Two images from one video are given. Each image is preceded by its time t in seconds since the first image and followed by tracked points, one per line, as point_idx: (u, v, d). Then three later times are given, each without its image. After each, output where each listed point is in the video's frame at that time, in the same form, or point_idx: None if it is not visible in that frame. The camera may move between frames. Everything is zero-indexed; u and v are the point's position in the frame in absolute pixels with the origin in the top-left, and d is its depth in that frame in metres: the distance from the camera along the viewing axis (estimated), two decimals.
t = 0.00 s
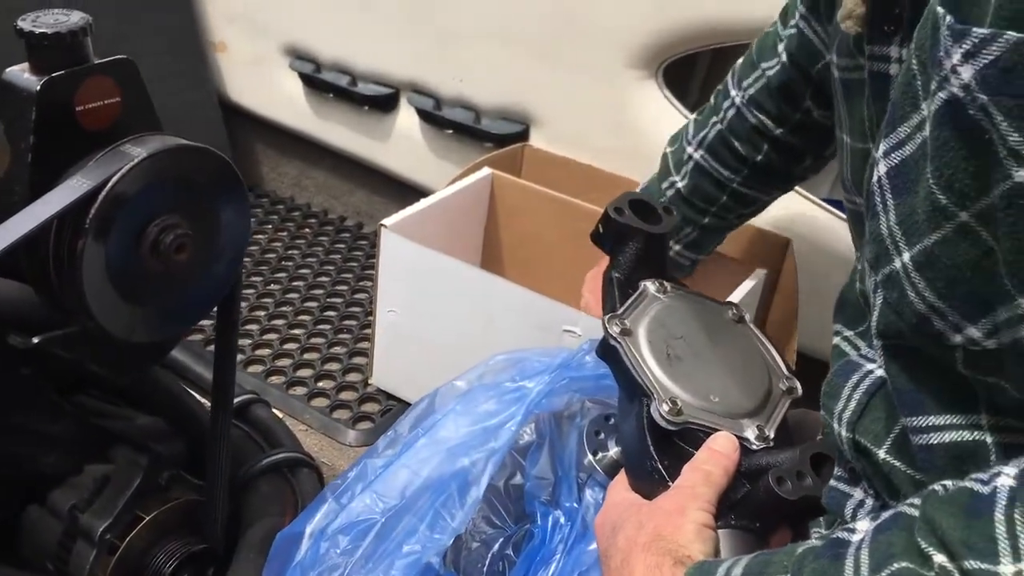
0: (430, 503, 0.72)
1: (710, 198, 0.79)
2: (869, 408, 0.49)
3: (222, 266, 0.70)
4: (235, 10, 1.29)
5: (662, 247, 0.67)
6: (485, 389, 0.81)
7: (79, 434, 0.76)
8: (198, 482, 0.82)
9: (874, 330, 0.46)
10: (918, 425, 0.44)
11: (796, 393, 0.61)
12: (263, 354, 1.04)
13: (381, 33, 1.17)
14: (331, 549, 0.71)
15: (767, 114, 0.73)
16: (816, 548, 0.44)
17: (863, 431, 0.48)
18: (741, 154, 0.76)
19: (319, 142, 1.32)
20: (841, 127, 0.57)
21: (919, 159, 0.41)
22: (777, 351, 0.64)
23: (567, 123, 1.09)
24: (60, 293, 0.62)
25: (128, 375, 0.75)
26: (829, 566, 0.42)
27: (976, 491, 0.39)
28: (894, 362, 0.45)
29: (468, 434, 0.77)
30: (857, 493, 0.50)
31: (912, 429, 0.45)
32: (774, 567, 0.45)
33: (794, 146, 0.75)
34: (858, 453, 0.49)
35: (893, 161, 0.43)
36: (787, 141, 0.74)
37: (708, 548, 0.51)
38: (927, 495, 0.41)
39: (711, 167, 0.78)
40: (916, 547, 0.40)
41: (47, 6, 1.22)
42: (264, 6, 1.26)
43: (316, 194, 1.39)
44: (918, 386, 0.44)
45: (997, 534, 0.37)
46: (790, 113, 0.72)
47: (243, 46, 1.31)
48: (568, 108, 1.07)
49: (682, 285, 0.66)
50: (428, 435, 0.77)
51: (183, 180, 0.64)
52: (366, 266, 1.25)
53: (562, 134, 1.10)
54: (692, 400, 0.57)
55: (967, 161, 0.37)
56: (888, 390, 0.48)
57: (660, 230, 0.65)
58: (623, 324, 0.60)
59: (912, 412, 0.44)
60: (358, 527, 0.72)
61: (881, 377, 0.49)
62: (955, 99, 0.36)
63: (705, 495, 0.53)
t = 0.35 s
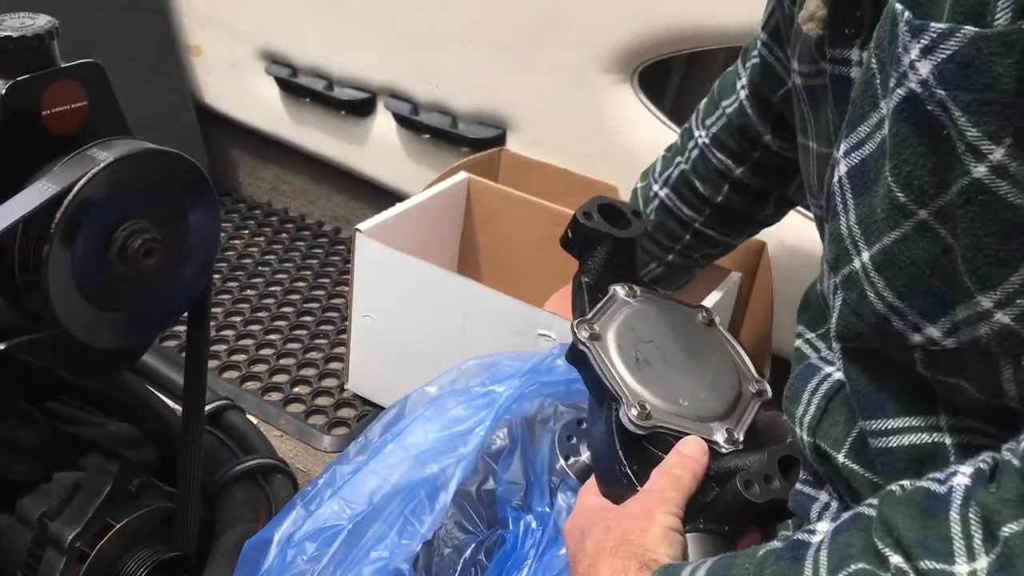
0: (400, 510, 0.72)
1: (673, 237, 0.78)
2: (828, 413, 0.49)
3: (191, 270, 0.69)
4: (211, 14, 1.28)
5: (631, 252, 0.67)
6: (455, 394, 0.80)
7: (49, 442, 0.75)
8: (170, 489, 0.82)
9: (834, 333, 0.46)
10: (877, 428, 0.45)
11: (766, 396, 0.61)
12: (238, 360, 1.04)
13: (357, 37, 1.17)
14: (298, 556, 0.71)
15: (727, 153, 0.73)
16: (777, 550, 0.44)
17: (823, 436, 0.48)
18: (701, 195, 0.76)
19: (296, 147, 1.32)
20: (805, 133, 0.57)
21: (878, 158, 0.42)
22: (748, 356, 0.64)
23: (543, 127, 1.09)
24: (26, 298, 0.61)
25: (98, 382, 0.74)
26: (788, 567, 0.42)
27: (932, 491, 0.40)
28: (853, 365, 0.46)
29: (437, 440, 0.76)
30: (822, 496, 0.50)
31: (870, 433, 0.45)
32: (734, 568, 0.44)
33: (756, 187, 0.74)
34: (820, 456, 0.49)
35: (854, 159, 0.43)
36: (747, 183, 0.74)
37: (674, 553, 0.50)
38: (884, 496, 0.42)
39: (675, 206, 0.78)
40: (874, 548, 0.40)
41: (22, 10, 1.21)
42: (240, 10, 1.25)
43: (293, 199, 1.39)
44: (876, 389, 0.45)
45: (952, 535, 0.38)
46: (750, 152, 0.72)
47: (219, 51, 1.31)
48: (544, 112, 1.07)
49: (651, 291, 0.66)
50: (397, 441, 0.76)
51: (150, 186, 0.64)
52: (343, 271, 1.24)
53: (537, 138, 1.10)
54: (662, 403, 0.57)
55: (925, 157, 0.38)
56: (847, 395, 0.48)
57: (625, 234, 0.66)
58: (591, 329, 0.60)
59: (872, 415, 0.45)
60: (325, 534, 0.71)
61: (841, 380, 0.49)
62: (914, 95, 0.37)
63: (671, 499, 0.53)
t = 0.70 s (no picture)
0: (388, 513, 0.71)
1: (643, 141, 0.88)
2: (821, 409, 0.51)
3: (175, 276, 0.69)
4: (200, 21, 1.28)
5: (620, 255, 0.69)
6: (443, 397, 0.80)
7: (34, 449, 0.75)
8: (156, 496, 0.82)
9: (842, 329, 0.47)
10: (869, 428, 0.47)
11: (751, 401, 0.61)
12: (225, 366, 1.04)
13: (345, 43, 1.17)
14: (286, 561, 0.70)
15: (731, 87, 0.81)
16: (762, 551, 0.44)
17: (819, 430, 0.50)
18: (686, 114, 0.85)
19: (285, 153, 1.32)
20: (816, 108, 0.60)
21: (906, 146, 0.42)
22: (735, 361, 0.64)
23: (531, 132, 1.09)
24: (10, 306, 0.61)
25: (83, 389, 0.74)
26: (772, 568, 0.43)
27: (920, 491, 0.40)
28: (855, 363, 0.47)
29: (425, 442, 0.76)
30: (805, 494, 0.52)
31: (866, 431, 0.47)
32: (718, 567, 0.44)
33: (739, 126, 0.83)
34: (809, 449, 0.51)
35: (881, 147, 0.43)
36: (733, 121, 0.83)
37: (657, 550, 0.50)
38: (872, 496, 0.42)
39: (656, 113, 0.87)
40: (857, 548, 0.40)
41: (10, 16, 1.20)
42: (228, 16, 1.25)
43: (282, 205, 1.38)
44: (881, 388, 0.46)
45: (938, 535, 0.38)
46: (746, 95, 0.81)
47: (208, 57, 1.31)
48: (532, 118, 1.08)
49: (640, 295, 0.67)
50: (384, 444, 0.76)
51: (134, 191, 0.63)
52: (332, 277, 1.24)
53: (525, 144, 1.10)
54: (647, 403, 0.57)
55: (957, 149, 0.38)
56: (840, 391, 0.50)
57: (616, 235, 0.68)
58: (579, 329, 0.61)
59: (868, 415, 0.47)
60: (313, 538, 0.71)
61: (828, 374, 0.52)
62: (952, 82, 0.38)
63: (656, 498, 0.52)
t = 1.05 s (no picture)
0: (391, 516, 0.71)
1: None
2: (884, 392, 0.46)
3: (178, 283, 0.69)
4: (200, 27, 1.29)
5: (620, 258, 0.67)
6: (445, 401, 0.80)
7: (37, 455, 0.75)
8: (158, 501, 0.81)
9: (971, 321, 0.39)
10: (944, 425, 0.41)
11: (754, 402, 0.61)
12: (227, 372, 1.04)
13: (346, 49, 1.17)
14: (288, 561, 0.70)
15: None
16: (786, 547, 0.44)
17: (879, 411, 0.46)
18: None
19: (285, 158, 1.32)
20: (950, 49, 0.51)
21: None
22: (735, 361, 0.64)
23: (532, 137, 1.09)
24: (14, 312, 0.61)
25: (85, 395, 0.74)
26: (795, 563, 0.42)
27: (961, 490, 0.38)
28: (936, 350, 0.42)
29: (427, 446, 0.76)
30: (836, 472, 0.52)
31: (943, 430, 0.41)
32: (742, 563, 0.45)
33: None
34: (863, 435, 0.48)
35: None
36: None
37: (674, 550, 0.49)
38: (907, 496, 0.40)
39: None
40: (882, 545, 0.40)
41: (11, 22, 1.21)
42: (229, 23, 1.26)
43: (284, 210, 1.39)
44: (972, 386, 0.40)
45: (975, 530, 0.36)
46: None
47: (208, 63, 1.31)
48: (532, 122, 1.08)
49: (639, 298, 0.66)
50: (386, 446, 0.76)
51: (135, 196, 0.63)
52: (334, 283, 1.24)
53: (526, 149, 1.10)
54: (651, 404, 0.57)
55: None
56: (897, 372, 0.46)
57: (617, 239, 0.65)
58: (581, 333, 0.60)
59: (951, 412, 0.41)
60: (315, 538, 0.71)
61: (893, 351, 0.47)
62: None
63: (666, 496, 0.52)
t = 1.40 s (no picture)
0: (412, 531, 0.72)
1: None
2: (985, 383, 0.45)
3: (199, 291, 0.70)
4: (217, 37, 1.30)
5: (627, 269, 0.66)
6: (460, 415, 0.81)
7: (59, 462, 0.76)
8: (179, 509, 0.82)
9: None
10: None
11: (767, 402, 0.61)
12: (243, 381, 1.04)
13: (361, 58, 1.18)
14: None
15: None
16: (840, 545, 0.45)
17: (971, 402, 0.45)
18: None
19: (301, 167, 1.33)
20: None
21: None
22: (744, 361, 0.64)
23: (546, 147, 1.09)
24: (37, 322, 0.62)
25: (106, 403, 0.75)
26: (850, 559, 0.43)
27: None
28: None
29: (443, 458, 0.77)
30: (905, 451, 0.50)
31: None
32: (795, 557, 0.46)
33: None
34: (948, 420, 0.47)
35: None
36: None
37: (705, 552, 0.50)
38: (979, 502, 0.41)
39: None
40: (944, 539, 0.41)
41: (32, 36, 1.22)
42: (245, 34, 1.27)
43: (299, 219, 1.40)
44: None
45: None
46: None
47: (224, 74, 1.32)
48: (547, 132, 1.08)
49: (645, 307, 0.66)
50: (404, 461, 0.77)
51: (156, 206, 0.64)
52: (349, 291, 1.25)
53: (540, 158, 1.11)
54: (668, 411, 0.57)
55: None
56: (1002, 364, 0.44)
57: (620, 253, 0.65)
58: (592, 344, 0.60)
59: None
60: (342, 554, 0.71)
61: (997, 341, 0.45)
62: None
63: (693, 499, 0.52)
